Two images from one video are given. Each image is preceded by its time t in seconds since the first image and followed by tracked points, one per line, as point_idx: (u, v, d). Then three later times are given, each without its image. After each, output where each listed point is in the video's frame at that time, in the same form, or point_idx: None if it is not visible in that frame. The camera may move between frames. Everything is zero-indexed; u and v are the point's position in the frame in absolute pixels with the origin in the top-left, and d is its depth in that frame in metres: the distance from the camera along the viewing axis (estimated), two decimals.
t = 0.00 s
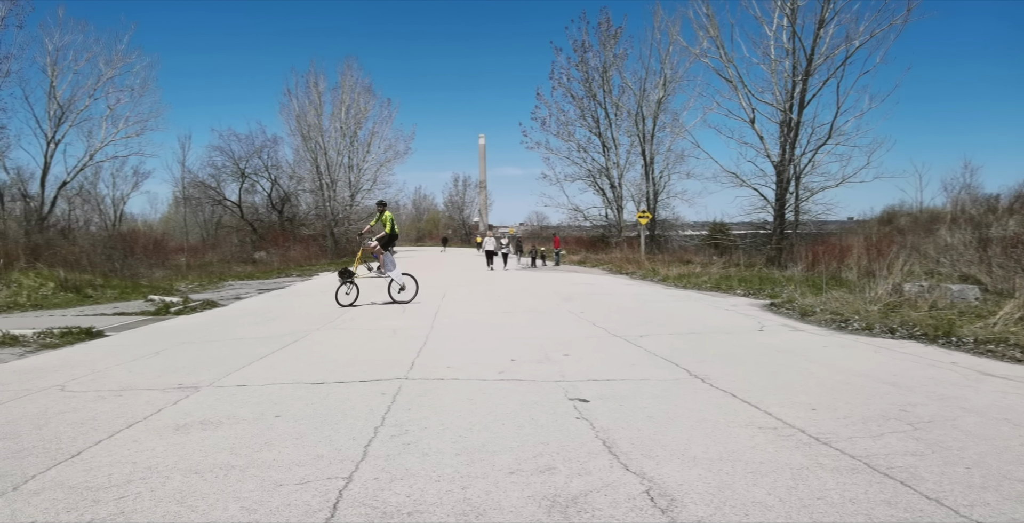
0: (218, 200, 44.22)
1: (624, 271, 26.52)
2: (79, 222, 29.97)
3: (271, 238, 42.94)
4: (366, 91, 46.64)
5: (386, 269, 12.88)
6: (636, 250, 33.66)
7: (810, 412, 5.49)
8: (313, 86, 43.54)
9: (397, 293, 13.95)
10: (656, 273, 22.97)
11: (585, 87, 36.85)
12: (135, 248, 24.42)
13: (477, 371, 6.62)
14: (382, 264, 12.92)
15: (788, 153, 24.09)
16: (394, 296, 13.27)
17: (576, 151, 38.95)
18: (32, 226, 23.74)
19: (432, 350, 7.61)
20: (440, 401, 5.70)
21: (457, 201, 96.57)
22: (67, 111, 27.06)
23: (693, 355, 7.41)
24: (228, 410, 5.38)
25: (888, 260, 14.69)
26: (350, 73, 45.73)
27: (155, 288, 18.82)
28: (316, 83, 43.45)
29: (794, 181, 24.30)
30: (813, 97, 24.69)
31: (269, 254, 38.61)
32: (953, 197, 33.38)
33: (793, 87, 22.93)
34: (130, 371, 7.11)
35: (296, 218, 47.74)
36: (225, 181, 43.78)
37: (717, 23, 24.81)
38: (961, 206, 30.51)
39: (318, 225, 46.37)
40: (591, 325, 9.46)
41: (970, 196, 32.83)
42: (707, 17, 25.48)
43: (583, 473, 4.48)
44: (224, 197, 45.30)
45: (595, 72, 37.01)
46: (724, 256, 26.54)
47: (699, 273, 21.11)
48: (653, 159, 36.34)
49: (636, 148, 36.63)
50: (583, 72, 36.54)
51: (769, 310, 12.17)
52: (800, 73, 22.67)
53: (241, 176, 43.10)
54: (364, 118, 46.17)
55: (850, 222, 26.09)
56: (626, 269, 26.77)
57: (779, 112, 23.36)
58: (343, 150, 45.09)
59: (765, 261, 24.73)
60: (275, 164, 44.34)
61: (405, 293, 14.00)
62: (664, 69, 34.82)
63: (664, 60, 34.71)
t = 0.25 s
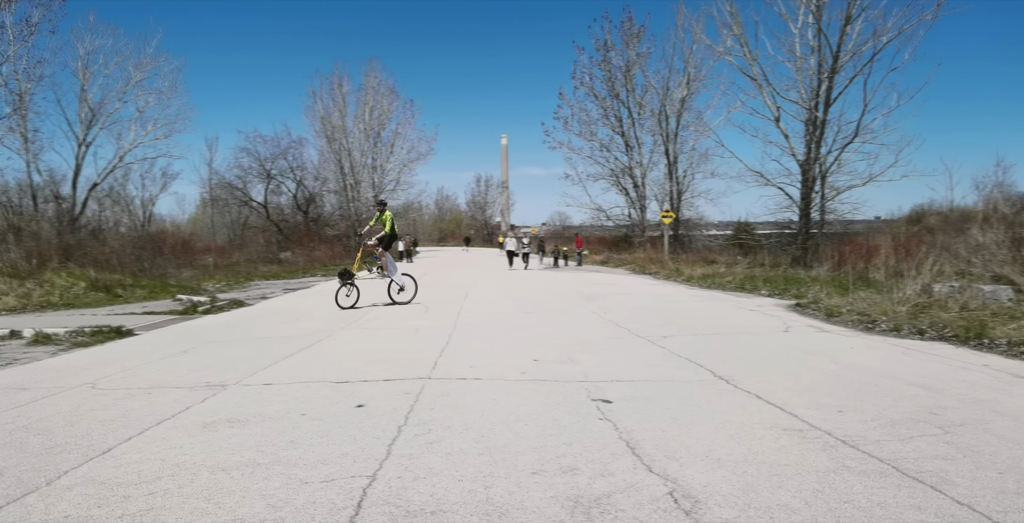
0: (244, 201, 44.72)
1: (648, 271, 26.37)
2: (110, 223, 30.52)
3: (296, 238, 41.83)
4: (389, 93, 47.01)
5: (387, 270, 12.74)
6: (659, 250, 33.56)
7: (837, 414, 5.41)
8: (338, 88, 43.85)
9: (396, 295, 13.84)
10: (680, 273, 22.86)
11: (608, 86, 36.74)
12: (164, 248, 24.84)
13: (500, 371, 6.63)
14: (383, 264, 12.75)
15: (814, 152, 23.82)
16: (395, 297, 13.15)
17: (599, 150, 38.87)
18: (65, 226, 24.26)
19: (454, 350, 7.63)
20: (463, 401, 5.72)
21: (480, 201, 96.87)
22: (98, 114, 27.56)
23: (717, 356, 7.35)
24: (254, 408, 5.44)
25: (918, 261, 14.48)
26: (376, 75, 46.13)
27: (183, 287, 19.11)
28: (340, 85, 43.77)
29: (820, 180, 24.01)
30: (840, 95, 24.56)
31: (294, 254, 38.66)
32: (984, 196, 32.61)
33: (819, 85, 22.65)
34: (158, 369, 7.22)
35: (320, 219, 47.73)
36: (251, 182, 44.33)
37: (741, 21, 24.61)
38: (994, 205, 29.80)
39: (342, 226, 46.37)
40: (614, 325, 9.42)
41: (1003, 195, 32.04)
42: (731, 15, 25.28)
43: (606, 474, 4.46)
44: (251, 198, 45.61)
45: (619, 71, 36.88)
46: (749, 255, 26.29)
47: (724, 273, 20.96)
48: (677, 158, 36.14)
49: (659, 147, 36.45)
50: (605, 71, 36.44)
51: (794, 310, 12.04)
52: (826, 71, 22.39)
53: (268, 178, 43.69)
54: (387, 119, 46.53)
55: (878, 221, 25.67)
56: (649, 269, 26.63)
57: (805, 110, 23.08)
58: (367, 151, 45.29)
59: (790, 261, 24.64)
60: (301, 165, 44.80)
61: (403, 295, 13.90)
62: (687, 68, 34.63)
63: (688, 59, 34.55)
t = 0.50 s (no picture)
0: (284, 203, 44.74)
1: (685, 271, 26.06)
2: (154, 224, 31.39)
3: (332, 236, 42.76)
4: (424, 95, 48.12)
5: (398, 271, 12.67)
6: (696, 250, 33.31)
7: (879, 418, 5.28)
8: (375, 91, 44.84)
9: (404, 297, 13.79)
10: (717, 273, 22.65)
11: (643, 85, 36.50)
12: (206, 249, 25.53)
13: (535, 372, 6.63)
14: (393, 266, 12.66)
15: (855, 150, 23.38)
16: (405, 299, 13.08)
17: (634, 150, 38.68)
18: (113, 227, 25.10)
19: (489, 350, 7.66)
20: (498, 401, 5.73)
21: (514, 202, 97.22)
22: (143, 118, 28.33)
23: (755, 358, 7.24)
24: (294, 406, 5.53)
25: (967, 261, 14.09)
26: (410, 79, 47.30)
27: (224, 288, 19.58)
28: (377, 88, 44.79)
29: (861, 178, 23.58)
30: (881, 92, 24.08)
31: (330, 255, 39.75)
32: None
33: (860, 82, 22.21)
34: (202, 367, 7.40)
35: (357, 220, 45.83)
36: (290, 184, 44.85)
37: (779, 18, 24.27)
38: None
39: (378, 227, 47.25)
40: (649, 327, 9.35)
41: None
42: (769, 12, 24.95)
43: (642, 476, 4.42)
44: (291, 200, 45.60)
45: (654, 69, 36.67)
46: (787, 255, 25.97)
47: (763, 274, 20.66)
48: (714, 157, 35.79)
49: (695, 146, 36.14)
50: (640, 70, 36.22)
51: (834, 312, 11.80)
52: (867, 67, 21.94)
53: (307, 180, 44.52)
54: (422, 121, 47.94)
55: (922, 220, 24.99)
56: (686, 269, 26.33)
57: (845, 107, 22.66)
58: (403, 153, 47.29)
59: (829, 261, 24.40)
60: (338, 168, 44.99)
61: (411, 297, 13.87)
62: (724, 66, 34.27)
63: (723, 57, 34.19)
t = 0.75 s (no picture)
0: (322, 204, 45.51)
1: (723, 271, 25.73)
2: (196, 224, 32.18)
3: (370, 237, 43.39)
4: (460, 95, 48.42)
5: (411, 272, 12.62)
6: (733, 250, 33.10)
7: (925, 422, 5.14)
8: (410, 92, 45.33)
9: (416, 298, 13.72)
10: (755, 273, 22.38)
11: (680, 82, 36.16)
12: (247, 249, 25.36)
13: (570, 372, 6.62)
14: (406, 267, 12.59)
15: (897, 146, 22.89)
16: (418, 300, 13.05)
17: (670, 148, 38.38)
18: (159, 228, 25.89)
19: (524, 349, 7.67)
20: (533, 401, 5.73)
21: (548, 202, 97.29)
22: (185, 121, 29.04)
23: (795, 359, 7.11)
24: (332, 403, 5.61)
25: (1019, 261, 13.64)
26: (445, 80, 47.78)
27: (265, 286, 19.94)
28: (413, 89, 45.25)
29: (904, 175, 23.00)
30: (926, 86, 23.38)
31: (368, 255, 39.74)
32: None
33: (903, 77, 21.71)
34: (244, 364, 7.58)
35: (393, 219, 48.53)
36: (328, 184, 45.59)
37: (819, 13, 23.89)
38: None
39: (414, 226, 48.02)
40: (685, 327, 9.27)
41: None
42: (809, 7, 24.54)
43: (679, 478, 4.37)
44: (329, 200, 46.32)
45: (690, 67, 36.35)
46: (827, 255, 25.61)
47: (802, 274, 20.34)
48: (752, 155, 35.38)
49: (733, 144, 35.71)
50: (676, 67, 35.92)
51: (877, 312, 11.54)
52: (910, 61, 21.46)
53: (344, 181, 45.13)
54: (458, 121, 48.44)
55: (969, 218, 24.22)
56: (723, 269, 26.03)
57: (888, 103, 22.19)
58: (438, 153, 48.11)
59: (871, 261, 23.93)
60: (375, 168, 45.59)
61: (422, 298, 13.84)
62: (761, 62, 33.82)
63: (761, 54, 33.65)
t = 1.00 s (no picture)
0: (367, 203, 46.47)
1: (769, 270, 25.23)
2: (246, 224, 33.07)
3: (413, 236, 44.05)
4: (501, 94, 48.44)
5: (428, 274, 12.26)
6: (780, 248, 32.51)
7: (984, 427, 4.94)
8: (452, 92, 45.73)
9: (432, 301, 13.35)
10: (802, 272, 21.89)
11: (724, 78, 35.61)
12: (296, 248, 25.80)
13: (614, 372, 6.57)
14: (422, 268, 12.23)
15: (954, 141, 22.14)
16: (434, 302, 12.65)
17: (715, 145, 37.88)
18: (211, 227, 26.66)
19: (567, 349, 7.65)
20: (576, 400, 5.70)
21: (591, 200, 96.96)
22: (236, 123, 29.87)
23: (845, 360, 6.92)
24: (378, 400, 5.68)
25: None
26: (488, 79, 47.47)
27: (312, 285, 20.37)
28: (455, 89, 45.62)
29: (960, 171, 22.28)
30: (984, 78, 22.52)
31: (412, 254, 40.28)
32: None
33: (960, 68, 21.00)
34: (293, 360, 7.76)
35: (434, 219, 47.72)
36: (373, 184, 46.42)
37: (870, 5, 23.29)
38: None
39: (456, 225, 47.43)
40: (731, 327, 9.12)
41: None
42: None
43: (725, 480, 4.30)
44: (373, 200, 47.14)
45: (735, 62, 35.81)
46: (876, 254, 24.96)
47: (852, 273, 19.78)
48: (799, 151, 34.69)
49: (779, 140, 35.08)
50: (721, 63, 35.38)
51: (933, 313, 11.15)
52: (968, 52, 20.74)
53: (388, 180, 45.88)
54: (499, 120, 48.19)
55: None
56: (770, 268, 25.56)
57: (944, 96, 21.49)
58: (480, 153, 47.87)
59: (924, 259, 23.13)
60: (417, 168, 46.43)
61: (439, 300, 13.51)
62: (809, 56, 33.10)
63: (808, 47, 32.95)
